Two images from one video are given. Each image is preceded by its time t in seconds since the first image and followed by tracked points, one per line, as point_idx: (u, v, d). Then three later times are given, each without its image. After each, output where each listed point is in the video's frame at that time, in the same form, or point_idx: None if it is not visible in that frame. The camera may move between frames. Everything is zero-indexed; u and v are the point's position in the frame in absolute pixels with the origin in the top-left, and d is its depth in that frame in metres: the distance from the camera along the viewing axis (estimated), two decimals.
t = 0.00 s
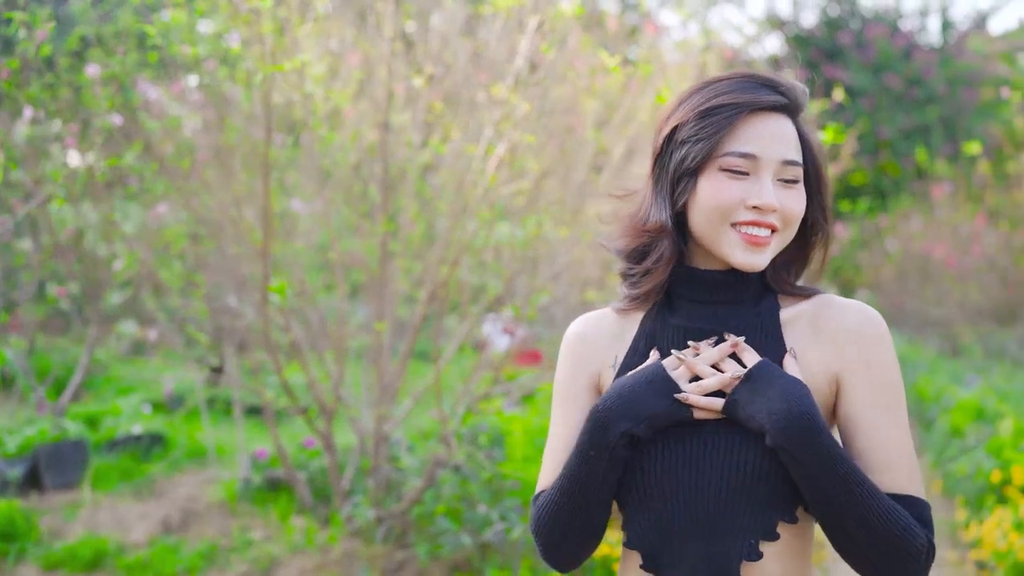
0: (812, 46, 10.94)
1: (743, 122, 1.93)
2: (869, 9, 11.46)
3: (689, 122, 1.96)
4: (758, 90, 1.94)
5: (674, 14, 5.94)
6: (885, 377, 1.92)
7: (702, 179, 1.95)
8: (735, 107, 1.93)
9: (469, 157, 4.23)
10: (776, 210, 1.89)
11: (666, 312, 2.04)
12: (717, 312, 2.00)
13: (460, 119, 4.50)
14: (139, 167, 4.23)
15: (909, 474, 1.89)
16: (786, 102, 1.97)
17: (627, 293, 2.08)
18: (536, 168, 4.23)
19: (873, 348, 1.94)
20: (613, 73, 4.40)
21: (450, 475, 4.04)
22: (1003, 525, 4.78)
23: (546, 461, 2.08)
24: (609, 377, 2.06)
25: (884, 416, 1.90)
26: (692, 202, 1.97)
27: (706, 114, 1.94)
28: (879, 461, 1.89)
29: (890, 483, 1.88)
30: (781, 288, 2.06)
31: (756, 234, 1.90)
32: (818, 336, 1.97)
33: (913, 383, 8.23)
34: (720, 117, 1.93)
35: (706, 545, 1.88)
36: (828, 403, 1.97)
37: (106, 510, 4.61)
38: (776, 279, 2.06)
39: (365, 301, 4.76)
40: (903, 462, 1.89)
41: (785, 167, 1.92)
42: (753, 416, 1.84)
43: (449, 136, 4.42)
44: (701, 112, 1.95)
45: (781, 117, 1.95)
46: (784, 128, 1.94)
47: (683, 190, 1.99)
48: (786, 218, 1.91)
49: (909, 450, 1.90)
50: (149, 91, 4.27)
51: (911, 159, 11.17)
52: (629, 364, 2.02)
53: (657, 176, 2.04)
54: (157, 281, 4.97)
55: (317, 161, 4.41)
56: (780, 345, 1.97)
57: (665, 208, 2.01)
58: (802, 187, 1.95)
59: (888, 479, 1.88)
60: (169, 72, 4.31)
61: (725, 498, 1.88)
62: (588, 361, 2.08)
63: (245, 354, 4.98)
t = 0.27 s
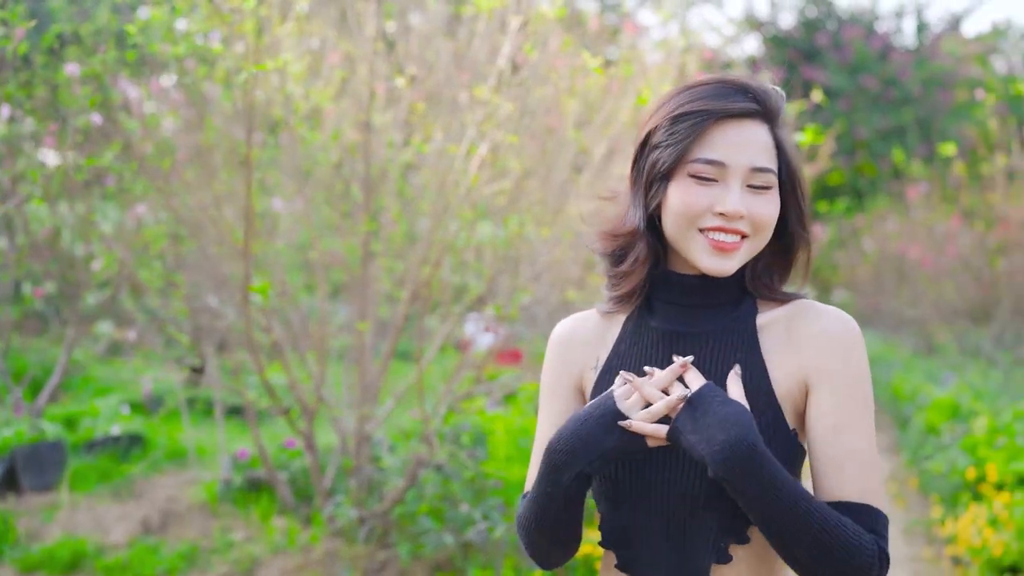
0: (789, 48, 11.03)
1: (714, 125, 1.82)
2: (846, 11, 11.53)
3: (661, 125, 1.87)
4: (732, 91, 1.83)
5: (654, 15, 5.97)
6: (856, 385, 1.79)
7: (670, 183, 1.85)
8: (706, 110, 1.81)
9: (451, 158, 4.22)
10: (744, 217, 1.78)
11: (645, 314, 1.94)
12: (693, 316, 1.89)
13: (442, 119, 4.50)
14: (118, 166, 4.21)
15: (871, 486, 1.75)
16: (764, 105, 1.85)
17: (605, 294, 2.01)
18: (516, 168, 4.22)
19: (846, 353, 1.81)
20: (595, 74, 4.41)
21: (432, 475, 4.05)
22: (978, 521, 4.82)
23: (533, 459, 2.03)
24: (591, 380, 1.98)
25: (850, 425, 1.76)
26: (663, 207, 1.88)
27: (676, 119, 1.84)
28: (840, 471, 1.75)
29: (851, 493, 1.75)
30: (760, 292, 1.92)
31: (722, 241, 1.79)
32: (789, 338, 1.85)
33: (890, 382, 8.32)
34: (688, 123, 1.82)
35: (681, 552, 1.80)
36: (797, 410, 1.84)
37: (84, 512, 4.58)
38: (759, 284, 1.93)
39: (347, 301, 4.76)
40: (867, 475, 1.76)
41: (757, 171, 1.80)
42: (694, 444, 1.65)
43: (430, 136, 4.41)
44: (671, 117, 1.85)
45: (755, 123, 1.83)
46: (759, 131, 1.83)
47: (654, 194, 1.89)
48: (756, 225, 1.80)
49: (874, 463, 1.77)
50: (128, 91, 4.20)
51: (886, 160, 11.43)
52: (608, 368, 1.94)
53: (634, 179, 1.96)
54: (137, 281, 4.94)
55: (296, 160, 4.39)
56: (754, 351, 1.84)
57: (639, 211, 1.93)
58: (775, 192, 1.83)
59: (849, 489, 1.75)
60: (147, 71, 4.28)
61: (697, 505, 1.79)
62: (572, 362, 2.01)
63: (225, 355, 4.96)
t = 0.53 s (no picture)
0: (766, 49, 11.11)
1: (676, 126, 1.65)
2: (822, 12, 11.61)
3: (621, 132, 1.71)
4: (693, 91, 1.66)
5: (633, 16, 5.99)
6: (830, 393, 1.59)
7: (635, 187, 1.69)
8: (664, 110, 1.65)
9: (432, 158, 4.22)
10: (708, 220, 1.62)
11: (623, 314, 1.74)
12: (672, 316, 1.69)
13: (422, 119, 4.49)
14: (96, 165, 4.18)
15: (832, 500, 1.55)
16: (730, 102, 1.66)
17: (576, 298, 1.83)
18: (497, 168, 4.21)
19: (822, 355, 1.60)
20: (576, 75, 4.42)
21: (412, 475, 4.05)
22: (953, 518, 4.87)
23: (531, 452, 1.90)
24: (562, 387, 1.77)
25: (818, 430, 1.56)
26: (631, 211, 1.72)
27: (640, 120, 1.67)
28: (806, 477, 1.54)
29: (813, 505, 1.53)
30: (737, 295, 1.70)
31: (687, 246, 1.63)
32: (761, 338, 1.63)
33: (866, 381, 8.40)
34: (650, 125, 1.66)
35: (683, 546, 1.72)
36: (770, 415, 1.62)
37: (61, 514, 4.54)
38: (739, 286, 1.71)
39: (327, 301, 4.75)
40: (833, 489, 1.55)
41: (721, 173, 1.64)
42: (582, 448, 1.65)
43: (411, 136, 4.41)
44: (635, 118, 1.68)
45: (723, 124, 1.66)
46: (724, 132, 1.65)
47: (622, 198, 1.73)
48: (723, 228, 1.63)
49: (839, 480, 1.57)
50: (105, 89, 4.17)
51: (862, 160, 11.57)
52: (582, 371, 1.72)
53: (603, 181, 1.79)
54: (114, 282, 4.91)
55: (276, 159, 4.37)
56: (731, 354, 1.63)
57: (607, 214, 1.76)
58: (742, 196, 1.66)
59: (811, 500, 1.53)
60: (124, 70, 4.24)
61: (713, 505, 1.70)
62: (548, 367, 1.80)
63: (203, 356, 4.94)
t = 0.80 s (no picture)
0: (744, 50, 11.16)
1: (639, 130, 1.66)
2: (799, 13, 11.68)
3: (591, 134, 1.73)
4: (657, 91, 1.66)
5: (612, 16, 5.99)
6: (786, 391, 1.59)
7: (603, 186, 1.70)
8: (628, 115, 1.65)
9: (413, 158, 4.22)
10: (673, 217, 1.62)
11: (599, 315, 1.75)
12: (644, 316, 1.70)
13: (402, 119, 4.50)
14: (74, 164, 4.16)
15: (764, 500, 1.54)
16: (696, 102, 1.66)
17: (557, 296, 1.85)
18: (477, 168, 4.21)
19: (781, 353, 1.60)
20: (556, 75, 4.43)
21: (393, 474, 4.06)
22: (928, 514, 4.90)
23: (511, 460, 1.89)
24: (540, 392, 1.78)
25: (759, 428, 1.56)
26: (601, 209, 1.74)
27: (604, 121, 1.69)
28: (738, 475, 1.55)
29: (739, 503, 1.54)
30: (714, 294, 1.69)
31: (653, 244, 1.64)
32: (726, 336, 1.64)
33: (843, 380, 8.47)
34: (613, 126, 1.67)
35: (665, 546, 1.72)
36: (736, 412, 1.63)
37: (37, 515, 4.51)
38: (715, 284, 1.71)
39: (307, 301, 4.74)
40: (769, 489, 1.55)
41: (685, 172, 1.63)
42: (562, 450, 1.65)
43: (391, 135, 4.41)
44: (600, 118, 1.69)
45: (687, 121, 1.66)
46: (688, 132, 1.65)
47: (593, 197, 1.75)
48: (689, 226, 1.63)
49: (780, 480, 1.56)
50: (82, 87, 4.14)
51: (838, 161, 11.68)
52: (558, 374, 1.73)
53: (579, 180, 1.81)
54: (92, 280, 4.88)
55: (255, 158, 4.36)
56: (703, 353, 1.64)
57: (581, 212, 1.79)
58: (710, 193, 1.65)
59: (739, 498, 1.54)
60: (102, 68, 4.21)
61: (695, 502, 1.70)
62: (527, 370, 1.81)
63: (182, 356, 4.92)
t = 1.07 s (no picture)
0: (724, 50, 11.20)
1: (601, 118, 1.69)
2: (779, 14, 11.74)
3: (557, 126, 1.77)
4: (621, 79, 1.69)
5: (592, 15, 5.98)
6: (764, 396, 1.58)
7: (568, 174, 1.74)
8: (590, 103, 1.69)
9: (396, 156, 4.21)
10: (632, 204, 1.65)
11: (572, 313, 1.78)
12: (614, 314, 1.72)
13: (384, 118, 4.48)
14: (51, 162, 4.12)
15: (751, 512, 1.55)
16: (659, 91, 1.68)
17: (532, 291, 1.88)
18: (460, 166, 4.20)
19: (757, 356, 1.59)
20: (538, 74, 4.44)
21: (374, 472, 4.06)
22: (906, 511, 4.95)
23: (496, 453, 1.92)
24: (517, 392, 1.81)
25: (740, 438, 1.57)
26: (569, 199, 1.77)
27: (569, 109, 1.73)
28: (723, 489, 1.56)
29: (728, 520, 1.55)
30: (684, 290, 1.70)
31: (614, 231, 1.66)
32: (701, 339, 1.64)
33: (823, 379, 8.51)
34: (576, 113, 1.71)
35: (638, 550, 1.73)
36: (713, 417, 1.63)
37: (14, 516, 4.46)
38: (687, 279, 1.72)
39: (288, 300, 4.72)
40: (755, 500, 1.56)
41: (645, 158, 1.66)
42: (535, 453, 1.68)
43: (373, 134, 4.39)
44: (566, 107, 1.74)
45: (650, 109, 1.69)
46: (651, 119, 1.68)
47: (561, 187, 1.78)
48: (649, 214, 1.65)
49: (765, 488, 1.57)
50: (61, 84, 4.10)
51: (818, 161, 11.71)
52: (532, 373, 1.77)
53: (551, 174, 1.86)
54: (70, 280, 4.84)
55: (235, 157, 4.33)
56: (675, 352, 1.64)
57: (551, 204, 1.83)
58: (672, 180, 1.68)
59: (727, 514, 1.55)
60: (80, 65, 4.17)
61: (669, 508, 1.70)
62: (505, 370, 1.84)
63: (161, 355, 4.89)
